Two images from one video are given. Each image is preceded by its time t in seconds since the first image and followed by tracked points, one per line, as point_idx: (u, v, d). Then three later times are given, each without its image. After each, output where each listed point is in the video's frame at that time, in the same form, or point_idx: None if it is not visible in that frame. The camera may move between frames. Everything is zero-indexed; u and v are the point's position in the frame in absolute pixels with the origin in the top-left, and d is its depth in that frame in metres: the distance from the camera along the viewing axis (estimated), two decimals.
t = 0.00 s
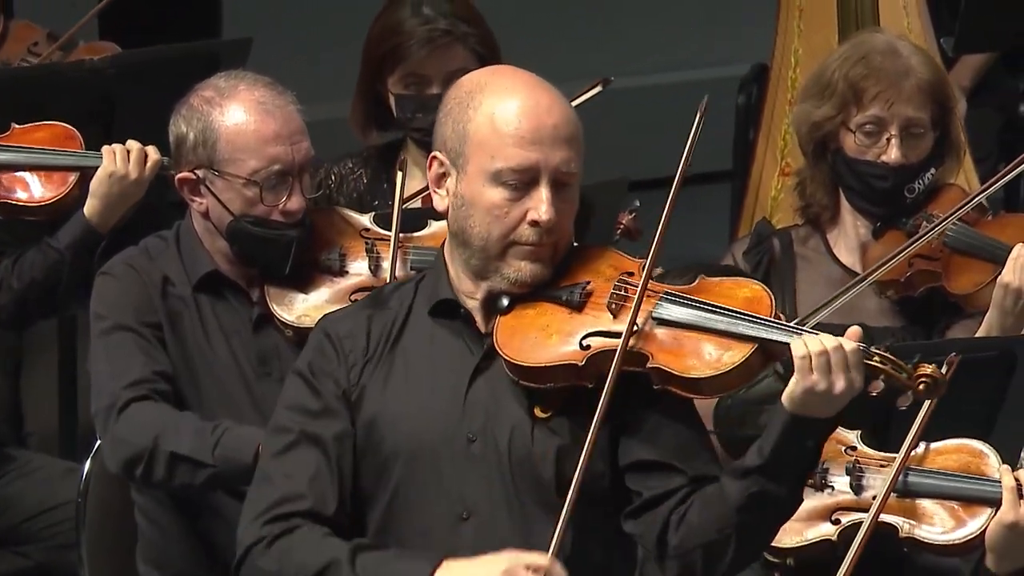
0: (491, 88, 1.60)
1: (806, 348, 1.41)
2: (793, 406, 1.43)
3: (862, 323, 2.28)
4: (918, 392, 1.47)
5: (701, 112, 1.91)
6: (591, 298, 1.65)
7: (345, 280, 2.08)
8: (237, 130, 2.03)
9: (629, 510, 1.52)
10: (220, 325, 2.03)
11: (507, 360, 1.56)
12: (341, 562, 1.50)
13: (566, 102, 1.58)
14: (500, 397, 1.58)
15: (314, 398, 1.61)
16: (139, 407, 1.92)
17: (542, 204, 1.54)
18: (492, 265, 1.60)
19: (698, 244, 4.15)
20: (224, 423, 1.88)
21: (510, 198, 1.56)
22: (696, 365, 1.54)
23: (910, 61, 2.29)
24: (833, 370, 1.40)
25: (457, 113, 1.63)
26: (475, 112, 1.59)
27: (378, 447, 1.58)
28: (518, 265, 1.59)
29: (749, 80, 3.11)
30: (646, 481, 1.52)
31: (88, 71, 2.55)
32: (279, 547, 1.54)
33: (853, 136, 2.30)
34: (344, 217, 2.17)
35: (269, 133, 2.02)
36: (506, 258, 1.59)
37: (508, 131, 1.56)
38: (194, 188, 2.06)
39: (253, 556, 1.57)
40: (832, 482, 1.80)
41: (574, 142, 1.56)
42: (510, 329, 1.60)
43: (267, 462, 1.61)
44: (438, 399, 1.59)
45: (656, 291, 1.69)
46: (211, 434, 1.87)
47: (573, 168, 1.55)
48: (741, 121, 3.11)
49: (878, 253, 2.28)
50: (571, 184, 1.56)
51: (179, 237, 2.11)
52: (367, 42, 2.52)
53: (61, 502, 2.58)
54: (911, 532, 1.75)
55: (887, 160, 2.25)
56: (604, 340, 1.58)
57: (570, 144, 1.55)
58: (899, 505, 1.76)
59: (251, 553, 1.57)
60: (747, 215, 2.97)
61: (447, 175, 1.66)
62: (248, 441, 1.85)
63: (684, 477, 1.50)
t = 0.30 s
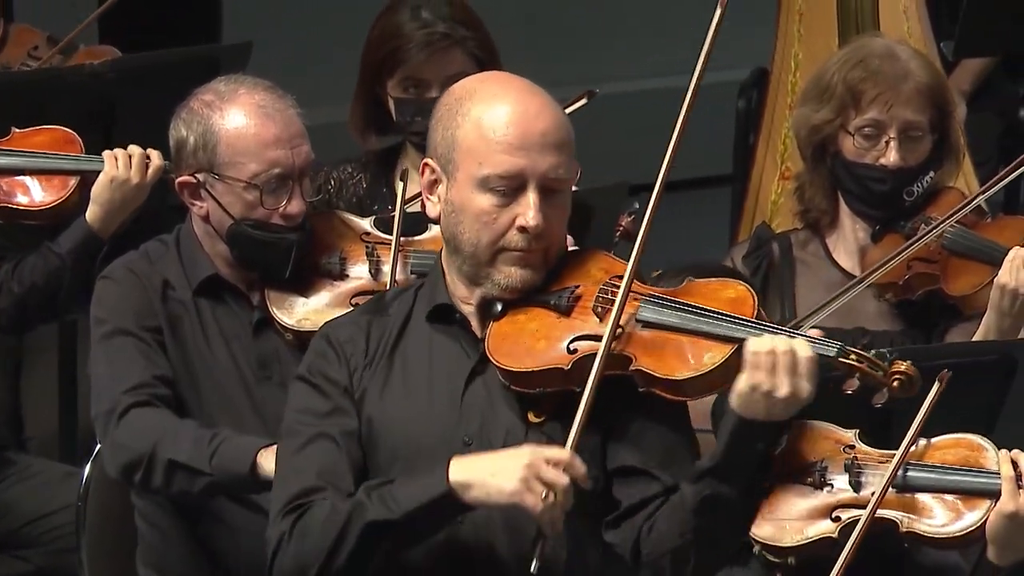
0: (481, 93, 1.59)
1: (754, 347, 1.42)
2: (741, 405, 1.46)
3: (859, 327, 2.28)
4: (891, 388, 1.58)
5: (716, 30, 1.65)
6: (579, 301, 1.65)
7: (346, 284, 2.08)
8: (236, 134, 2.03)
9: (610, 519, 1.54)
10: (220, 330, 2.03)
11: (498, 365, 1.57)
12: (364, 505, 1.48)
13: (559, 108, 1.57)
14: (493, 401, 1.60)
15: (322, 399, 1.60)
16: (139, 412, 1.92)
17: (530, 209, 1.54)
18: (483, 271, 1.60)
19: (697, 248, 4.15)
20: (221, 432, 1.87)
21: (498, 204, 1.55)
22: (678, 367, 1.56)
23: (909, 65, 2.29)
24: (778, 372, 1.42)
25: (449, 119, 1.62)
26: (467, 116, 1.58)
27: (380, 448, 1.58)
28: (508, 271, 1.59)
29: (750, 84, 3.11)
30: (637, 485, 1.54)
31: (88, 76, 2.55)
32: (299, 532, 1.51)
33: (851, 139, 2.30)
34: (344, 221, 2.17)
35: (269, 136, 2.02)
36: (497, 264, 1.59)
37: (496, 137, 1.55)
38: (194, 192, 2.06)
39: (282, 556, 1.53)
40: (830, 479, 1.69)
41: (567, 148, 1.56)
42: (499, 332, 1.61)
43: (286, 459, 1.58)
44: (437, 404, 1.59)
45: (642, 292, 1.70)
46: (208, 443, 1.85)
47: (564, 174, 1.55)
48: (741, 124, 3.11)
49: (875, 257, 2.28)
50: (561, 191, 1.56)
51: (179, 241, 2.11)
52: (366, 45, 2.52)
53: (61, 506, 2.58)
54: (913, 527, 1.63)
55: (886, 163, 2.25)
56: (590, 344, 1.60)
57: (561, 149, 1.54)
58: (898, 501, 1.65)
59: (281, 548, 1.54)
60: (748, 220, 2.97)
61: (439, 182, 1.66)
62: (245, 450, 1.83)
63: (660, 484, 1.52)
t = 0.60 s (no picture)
0: (481, 93, 1.59)
1: (701, 340, 1.44)
2: (693, 405, 1.47)
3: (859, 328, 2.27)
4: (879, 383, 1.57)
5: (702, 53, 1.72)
6: (578, 301, 1.65)
7: (345, 285, 2.08)
8: (234, 135, 2.03)
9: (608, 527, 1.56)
10: (219, 331, 2.03)
11: (496, 366, 1.56)
12: (355, 534, 1.50)
13: (558, 108, 1.57)
14: (498, 403, 1.59)
15: (322, 407, 1.61)
16: (138, 415, 1.92)
17: (528, 209, 1.54)
18: (483, 271, 1.59)
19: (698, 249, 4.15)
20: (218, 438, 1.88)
21: (497, 204, 1.55)
22: (671, 365, 1.55)
23: (906, 66, 2.28)
24: (728, 362, 1.43)
25: (450, 118, 1.62)
26: (465, 117, 1.59)
27: (381, 452, 1.58)
28: (508, 270, 1.58)
29: (749, 86, 3.11)
30: (631, 488, 1.55)
31: (89, 78, 2.55)
32: (294, 552, 1.54)
33: (850, 139, 2.30)
34: (344, 223, 2.18)
35: (268, 137, 2.02)
36: (496, 263, 1.58)
37: (495, 137, 1.55)
38: (193, 193, 2.06)
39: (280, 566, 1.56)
40: (829, 476, 1.68)
41: (566, 148, 1.56)
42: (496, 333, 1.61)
43: (286, 472, 1.59)
44: (442, 406, 1.59)
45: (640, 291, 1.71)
46: (204, 448, 1.86)
47: (564, 173, 1.55)
48: (740, 126, 3.11)
49: (874, 257, 2.30)
50: (561, 190, 1.56)
51: (178, 243, 2.10)
52: (365, 46, 2.51)
53: (61, 508, 2.58)
54: (910, 518, 1.60)
55: (884, 163, 2.25)
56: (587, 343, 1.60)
57: (559, 148, 1.55)
58: (895, 494, 1.62)
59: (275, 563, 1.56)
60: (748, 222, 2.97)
61: (441, 182, 1.66)
62: (240, 458, 1.84)
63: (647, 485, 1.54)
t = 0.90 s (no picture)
0: (487, 91, 1.59)
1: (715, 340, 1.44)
2: (707, 410, 1.45)
3: (858, 328, 2.27)
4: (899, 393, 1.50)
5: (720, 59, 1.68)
6: (588, 302, 1.65)
7: (342, 286, 2.08)
8: (232, 136, 2.03)
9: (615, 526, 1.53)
10: (218, 333, 2.03)
11: (507, 367, 1.56)
12: None
13: (565, 105, 1.58)
14: (503, 402, 1.58)
15: (318, 409, 1.60)
16: (135, 418, 1.92)
17: (538, 207, 1.54)
18: (493, 269, 1.59)
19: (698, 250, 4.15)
20: (212, 446, 1.88)
21: (507, 201, 1.55)
22: (686, 369, 1.55)
23: (904, 66, 2.28)
24: (742, 360, 1.43)
25: (456, 116, 1.62)
26: (474, 115, 1.59)
27: (382, 454, 1.57)
28: (517, 269, 1.58)
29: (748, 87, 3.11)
30: (640, 489, 1.53)
31: (88, 78, 2.54)
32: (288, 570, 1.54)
33: (848, 140, 2.30)
34: (341, 223, 2.18)
35: (265, 138, 2.02)
36: (504, 262, 1.58)
37: (505, 134, 1.55)
38: (191, 194, 2.06)
39: None
40: (828, 474, 1.72)
41: (573, 144, 1.56)
42: (505, 328, 1.61)
43: (276, 480, 1.60)
44: (445, 405, 1.58)
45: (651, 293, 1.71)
46: (198, 455, 1.86)
47: (572, 170, 1.55)
48: (740, 127, 3.11)
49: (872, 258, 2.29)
50: (573, 188, 1.56)
51: (177, 244, 2.10)
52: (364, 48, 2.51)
53: (61, 508, 2.58)
54: (911, 511, 1.65)
55: (882, 164, 2.25)
56: (599, 345, 1.60)
57: (568, 146, 1.55)
58: (894, 487, 1.68)
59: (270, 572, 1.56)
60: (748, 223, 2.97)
61: (448, 179, 1.65)
62: (232, 467, 1.84)
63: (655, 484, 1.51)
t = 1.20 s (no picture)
0: (489, 108, 1.56)
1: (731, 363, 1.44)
2: (724, 437, 1.44)
3: (857, 329, 2.27)
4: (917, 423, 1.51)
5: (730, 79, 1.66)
6: (595, 319, 1.66)
7: (341, 288, 2.08)
8: (231, 138, 2.03)
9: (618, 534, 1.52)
10: (216, 334, 2.03)
11: (516, 387, 1.56)
12: (353, 564, 1.50)
13: (568, 124, 1.54)
14: (505, 409, 1.58)
15: (323, 406, 1.60)
16: (132, 423, 1.92)
17: (544, 231, 1.52)
18: (496, 287, 1.58)
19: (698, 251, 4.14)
20: (204, 457, 1.87)
21: (511, 224, 1.53)
22: (699, 396, 1.55)
23: (903, 66, 2.28)
24: (756, 383, 1.42)
25: (457, 133, 1.59)
26: (474, 135, 1.55)
27: (386, 458, 1.57)
28: (522, 288, 1.57)
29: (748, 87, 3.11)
30: (645, 495, 1.52)
31: (88, 78, 2.54)
32: (287, 556, 1.54)
33: (846, 141, 2.29)
34: (340, 224, 2.18)
35: (265, 140, 2.02)
36: (510, 280, 1.57)
37: (507, 154, 1.52)
38: (190, 196, 2.06)
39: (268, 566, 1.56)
40: (831, 485, 1.72)
41: (575, 162, 1.53)
42: (512, 344, 1.60)
43: (276, 471, 1.60)
44: (447, 411, 1.58)
45: (661, 312, 1.70)
46: (188, 467, 1.86)
47: (574, 190, 1.53)
48: (740, 127, 3.11)
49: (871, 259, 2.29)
50: (573, 205, 1.54)
51: (177, 244, 2.10)
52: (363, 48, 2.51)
53: (61, 509, 2.58)
54: (909, 532, 1.65)
55: (881, 164, 2.25)
56: (610, 365, 1.60)
57: (571, 165, 1.52)
58: (896, 507, 1.67)
59: (264, 557, 1.57)
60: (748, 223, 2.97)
61: (449, 195, 1.63)
62: (222, 480, 1.84)
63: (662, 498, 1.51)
